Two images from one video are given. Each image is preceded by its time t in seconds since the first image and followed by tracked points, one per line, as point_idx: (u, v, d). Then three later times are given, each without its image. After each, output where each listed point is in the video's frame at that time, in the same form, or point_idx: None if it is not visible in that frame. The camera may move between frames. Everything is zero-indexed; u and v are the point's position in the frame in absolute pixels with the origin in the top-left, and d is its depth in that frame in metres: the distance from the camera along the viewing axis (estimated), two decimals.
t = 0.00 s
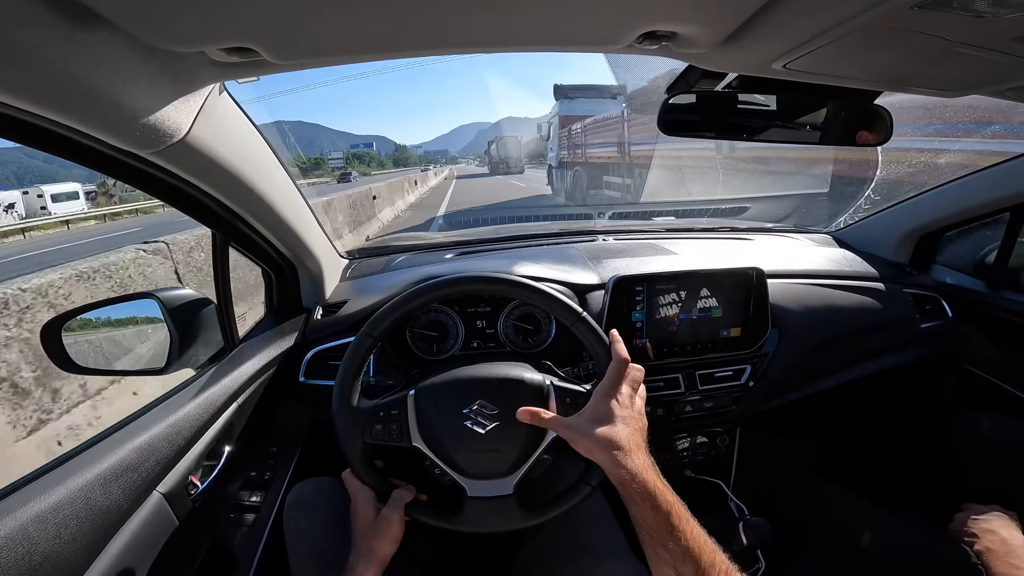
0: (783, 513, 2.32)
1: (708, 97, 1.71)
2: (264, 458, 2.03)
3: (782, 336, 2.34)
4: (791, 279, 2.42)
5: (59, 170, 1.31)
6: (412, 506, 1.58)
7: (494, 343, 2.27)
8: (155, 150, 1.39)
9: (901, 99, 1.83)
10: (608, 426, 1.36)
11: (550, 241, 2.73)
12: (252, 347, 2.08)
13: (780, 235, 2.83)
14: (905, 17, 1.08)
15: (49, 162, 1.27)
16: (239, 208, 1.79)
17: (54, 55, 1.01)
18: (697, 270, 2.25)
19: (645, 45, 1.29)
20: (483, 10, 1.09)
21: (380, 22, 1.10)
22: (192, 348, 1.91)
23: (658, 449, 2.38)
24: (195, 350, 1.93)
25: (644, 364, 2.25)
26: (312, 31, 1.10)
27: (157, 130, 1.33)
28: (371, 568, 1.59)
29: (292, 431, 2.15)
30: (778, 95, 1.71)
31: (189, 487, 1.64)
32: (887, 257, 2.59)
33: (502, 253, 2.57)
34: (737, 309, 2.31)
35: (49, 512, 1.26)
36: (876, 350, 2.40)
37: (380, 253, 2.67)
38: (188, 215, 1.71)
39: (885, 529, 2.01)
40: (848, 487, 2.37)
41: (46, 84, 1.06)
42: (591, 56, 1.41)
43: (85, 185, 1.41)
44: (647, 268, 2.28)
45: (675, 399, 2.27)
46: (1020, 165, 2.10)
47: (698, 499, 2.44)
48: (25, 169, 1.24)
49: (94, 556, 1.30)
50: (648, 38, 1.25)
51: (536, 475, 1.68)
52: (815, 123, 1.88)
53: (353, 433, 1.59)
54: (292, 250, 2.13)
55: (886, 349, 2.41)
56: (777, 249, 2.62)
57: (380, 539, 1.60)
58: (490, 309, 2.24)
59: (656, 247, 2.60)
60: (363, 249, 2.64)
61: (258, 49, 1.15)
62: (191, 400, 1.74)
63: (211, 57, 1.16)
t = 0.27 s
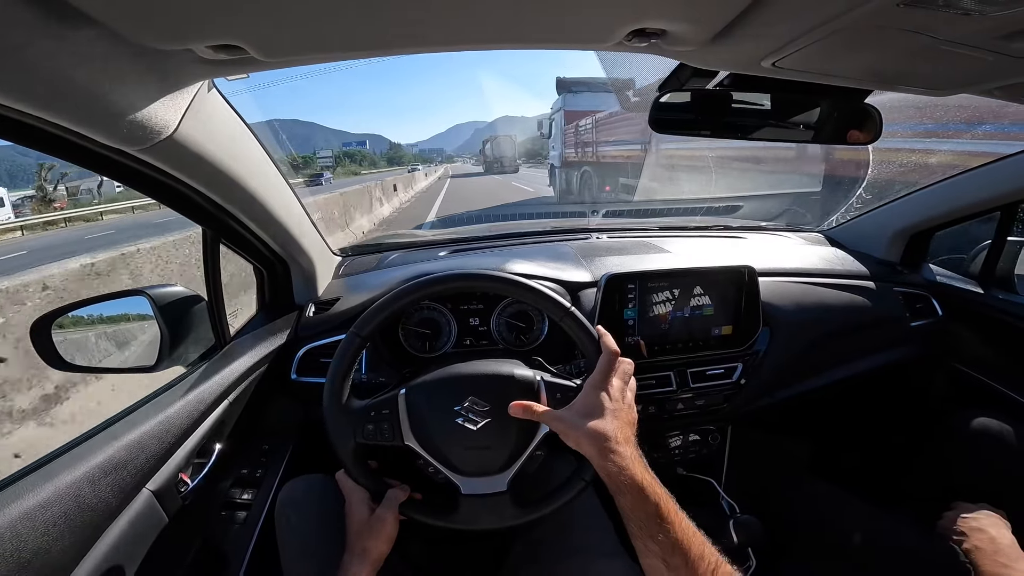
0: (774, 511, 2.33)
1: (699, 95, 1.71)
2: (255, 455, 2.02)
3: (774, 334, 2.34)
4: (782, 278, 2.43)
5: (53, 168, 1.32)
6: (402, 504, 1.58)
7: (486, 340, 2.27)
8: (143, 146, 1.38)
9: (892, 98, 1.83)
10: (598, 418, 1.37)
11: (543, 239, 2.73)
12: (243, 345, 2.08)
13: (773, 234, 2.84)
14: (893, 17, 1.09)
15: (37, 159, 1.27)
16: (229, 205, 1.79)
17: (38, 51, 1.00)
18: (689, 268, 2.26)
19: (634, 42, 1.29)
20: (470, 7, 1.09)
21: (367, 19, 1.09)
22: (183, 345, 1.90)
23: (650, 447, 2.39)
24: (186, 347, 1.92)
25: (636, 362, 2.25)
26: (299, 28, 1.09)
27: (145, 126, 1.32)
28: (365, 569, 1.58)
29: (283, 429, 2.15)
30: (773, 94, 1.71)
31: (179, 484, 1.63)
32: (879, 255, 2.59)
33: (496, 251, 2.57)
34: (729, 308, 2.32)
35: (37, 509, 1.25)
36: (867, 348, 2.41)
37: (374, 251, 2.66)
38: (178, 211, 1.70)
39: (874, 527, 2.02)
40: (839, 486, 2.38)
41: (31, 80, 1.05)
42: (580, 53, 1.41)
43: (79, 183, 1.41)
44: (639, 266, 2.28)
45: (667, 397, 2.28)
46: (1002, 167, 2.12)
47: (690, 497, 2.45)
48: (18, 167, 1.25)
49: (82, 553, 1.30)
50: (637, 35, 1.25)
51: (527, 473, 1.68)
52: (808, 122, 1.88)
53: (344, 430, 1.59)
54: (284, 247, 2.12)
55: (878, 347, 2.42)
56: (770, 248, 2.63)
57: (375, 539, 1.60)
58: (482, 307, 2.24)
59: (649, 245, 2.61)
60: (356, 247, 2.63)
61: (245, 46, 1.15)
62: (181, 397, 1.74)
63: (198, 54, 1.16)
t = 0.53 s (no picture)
0: (768, 512, 2.34)
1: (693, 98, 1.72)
2: (249, 457, 2.02)
3: (767, 335, 2.35)
4: (775, 279, 2.44)
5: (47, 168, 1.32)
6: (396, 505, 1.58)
7: (481, 342, 2.28)
8: (137, 148, 1.38)
9: (883, 101, 1.84)
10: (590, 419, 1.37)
11: (538, 240, 2.74)
12: (237, 346, 2.07)
13: (766, 235, 2.85)
14: (883, 22, 1.10)
15: (30, 160, 1.27)
16: (224, 206, 1.79)
17: (31, 53, 1.00)
18: (683, 269, 2.27)
19: (628, 46, 1.29)
20: (463, 10, 1.09)
21: (361, 22, 1.10)
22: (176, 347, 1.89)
23: (645, 448, 2.40)
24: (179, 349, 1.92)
25: (630, 363, 2.26)
26: (293, 31, 1.10)
27: (139, 128, 1.32)
28: (361, 569, 1.58)
29: (278, 430, 2.14)
30: (767, 96, 1.72)
31: (172, 486, 1.63)
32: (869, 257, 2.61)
33: (490, 252, 2.58)
34: (723, 309, 2.33)
35: (30, 510, 1.25)
36: (860, 349, 2.43)
37: (369, 252, 2.66)
38: (172, 213, 1.70)
39: (867, 527, 2.03)
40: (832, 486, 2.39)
41: (24, 82, 1.05)
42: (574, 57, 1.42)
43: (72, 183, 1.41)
44: (633, 267, 2.29)
45: (661, 398, 2.29)
46: (985, 171, 2.16)
47: (685, 498, 2.45)
48: (13, 168, 1.25)
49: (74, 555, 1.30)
50: (630, 39, 1.25)
51: (523, 473, 1.68)
52: (802, 124, 1.90)
53: (338, 432, 1.59)
54: (278, 249, 2.12)
55: (870, 348, 2.43)
56: (763, 249, 2.64)
57: (371, 541, 1.58)
58: (477, 308, 2.24)
59: (644, 246, 2.61)
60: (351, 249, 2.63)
61: (238, 49, 1.15)
62: (175, 399, 1.73)
63: (192, 56, 1.16)
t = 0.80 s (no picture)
0: (764, 510, 2.34)
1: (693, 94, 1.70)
2: (242, 456, 1.98)
3: (763, 334, 2.35)
4: (771, 278, 2.44)
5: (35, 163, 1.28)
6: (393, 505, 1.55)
7: (477, 340, 2.25)
8: (127, 139, 1.34)
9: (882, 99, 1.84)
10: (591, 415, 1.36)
11: (534, 238, 2.72)
12: (228, 344, 2.03)
13: (761, 235, 2.85)
14: (889, 16, 1.09)
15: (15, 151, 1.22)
16: (215, 201, 1.75)
17: (17, 37, 0.96)
18: (680, 267, 2.25)
19: (631, 39, 1.27)
20: None
21: (361, 10, 1.07)
22: (165, 344, 1.85)
23: (641, 447, 2.38)
24: (168, 347, 1.87)
25: (627, 361, 2.25)
26: (291, 19, 1.07)
27: (129, 118, 1.28)
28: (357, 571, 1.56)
29: (270, 429, 2.11)
30: (764, 94, 1.72)
31: (162, 486, 1.59)
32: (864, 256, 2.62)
33: (486, 250, 2.56)
34: (720, 307, 2.32)
35: (14, 511, 1.21)
36: (855, 348, 2.43)
37: (363, 249, 2.63)
38: (163, 207, 1.66)
39: (864, 525, 2.03)
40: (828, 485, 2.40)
41: (10, 68, 1.01)
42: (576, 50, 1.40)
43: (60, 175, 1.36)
44: (631, 265, 2.28)
45: (658, 397, 2.28)
46: (976, 173, 2.17)
47: (682, 497, 2.45)
48: None
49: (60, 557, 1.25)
50: (634, 31, 1.24)
51: (520, 472, 1.66)
52: (797, 124, 1.90)
53: (333, 432, 1.56)
54: (271, 244, 2.08)
55: (866, 347, 2.44)
56: (759, 248, 2.64)
57: (366, 542, 1.57)
58: (473, 306, 2.22)
59: (640, 245, 2.60)
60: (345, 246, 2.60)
61: (234, 37, 1.12)
62: (164, 397, 1.69)
63: (186, 44, 1.13)
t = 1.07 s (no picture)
0: (758, 509, 2.36)
1: (688, 98, 1.72)
2: (238, 458, 1.98)
3: (756, 335, 2.37)
4: (762, 279, 2.47)
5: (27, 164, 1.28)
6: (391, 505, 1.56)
7: (472, 341, 2.26)
8: (125, 142, 1.35)
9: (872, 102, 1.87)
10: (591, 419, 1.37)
11: (528, 240, 2.73)
12: (223, 346, 2.02)
13: (753, 237, 2.88)
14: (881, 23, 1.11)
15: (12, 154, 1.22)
16: (211, 203, 1.75)
17: (17, 40, 0.96)
18: (673, 269, 2.28)
19: (628, 44, 1.29)
20: (464, 5, 1.08)
21: (362, 15, 1.08)
22: (160, 346, 1.84)
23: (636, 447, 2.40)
24: (163, 348, 1.86)
25: (621, 363, 2.27)
26: (292, 23, 1.07)
27: (127, 121, 1.28)
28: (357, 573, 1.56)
29: (266, 430, 2.10)
30: (756, 99, 1.74)
31: (158, 488, 1.59)
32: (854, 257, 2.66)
33: (480, 251, 2.57)
34: (712, 309, 2.35)
35: (10, 515, 1.20)
36: (846, 348, 2.46)
37: (358, 251, 2.63)
38: (159, 209, 1.66)
39: (855, 523, 2.06)
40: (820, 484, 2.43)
41: (11, 71, 1.01)
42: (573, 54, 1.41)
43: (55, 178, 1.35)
44: (624, 267, 2.29)
45: (653, 398, 2.30)
46: (964, 176, 2.20)
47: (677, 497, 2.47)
48: None
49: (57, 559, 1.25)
50: (631, 37, 1.25)
51: (518, 473, 1.67)
52: (788, 127, 1.92)
53: (330, 435, 1.57)
54: (266, 246, 2.08)
55: (856, 347, 2.47)
56: (752, 250, 2.67)
57: (365, 546, 1.56)
58: (468, 308, 2.23)
59: (634, 246, 2.63)
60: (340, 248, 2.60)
61: (235, 40, 1.12)
62: (160, 399, 1.69)
63: (188, 48, 1.13)
